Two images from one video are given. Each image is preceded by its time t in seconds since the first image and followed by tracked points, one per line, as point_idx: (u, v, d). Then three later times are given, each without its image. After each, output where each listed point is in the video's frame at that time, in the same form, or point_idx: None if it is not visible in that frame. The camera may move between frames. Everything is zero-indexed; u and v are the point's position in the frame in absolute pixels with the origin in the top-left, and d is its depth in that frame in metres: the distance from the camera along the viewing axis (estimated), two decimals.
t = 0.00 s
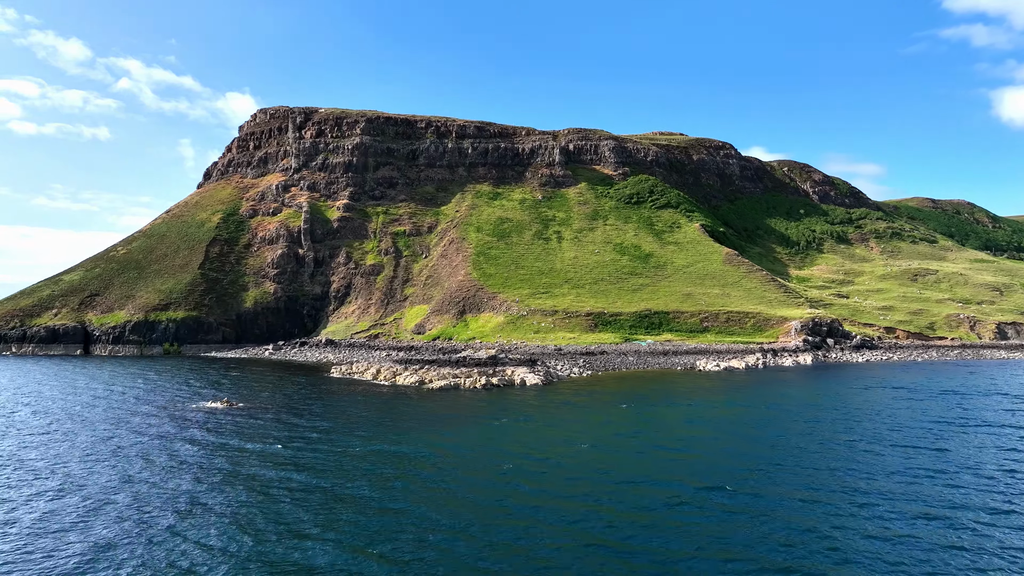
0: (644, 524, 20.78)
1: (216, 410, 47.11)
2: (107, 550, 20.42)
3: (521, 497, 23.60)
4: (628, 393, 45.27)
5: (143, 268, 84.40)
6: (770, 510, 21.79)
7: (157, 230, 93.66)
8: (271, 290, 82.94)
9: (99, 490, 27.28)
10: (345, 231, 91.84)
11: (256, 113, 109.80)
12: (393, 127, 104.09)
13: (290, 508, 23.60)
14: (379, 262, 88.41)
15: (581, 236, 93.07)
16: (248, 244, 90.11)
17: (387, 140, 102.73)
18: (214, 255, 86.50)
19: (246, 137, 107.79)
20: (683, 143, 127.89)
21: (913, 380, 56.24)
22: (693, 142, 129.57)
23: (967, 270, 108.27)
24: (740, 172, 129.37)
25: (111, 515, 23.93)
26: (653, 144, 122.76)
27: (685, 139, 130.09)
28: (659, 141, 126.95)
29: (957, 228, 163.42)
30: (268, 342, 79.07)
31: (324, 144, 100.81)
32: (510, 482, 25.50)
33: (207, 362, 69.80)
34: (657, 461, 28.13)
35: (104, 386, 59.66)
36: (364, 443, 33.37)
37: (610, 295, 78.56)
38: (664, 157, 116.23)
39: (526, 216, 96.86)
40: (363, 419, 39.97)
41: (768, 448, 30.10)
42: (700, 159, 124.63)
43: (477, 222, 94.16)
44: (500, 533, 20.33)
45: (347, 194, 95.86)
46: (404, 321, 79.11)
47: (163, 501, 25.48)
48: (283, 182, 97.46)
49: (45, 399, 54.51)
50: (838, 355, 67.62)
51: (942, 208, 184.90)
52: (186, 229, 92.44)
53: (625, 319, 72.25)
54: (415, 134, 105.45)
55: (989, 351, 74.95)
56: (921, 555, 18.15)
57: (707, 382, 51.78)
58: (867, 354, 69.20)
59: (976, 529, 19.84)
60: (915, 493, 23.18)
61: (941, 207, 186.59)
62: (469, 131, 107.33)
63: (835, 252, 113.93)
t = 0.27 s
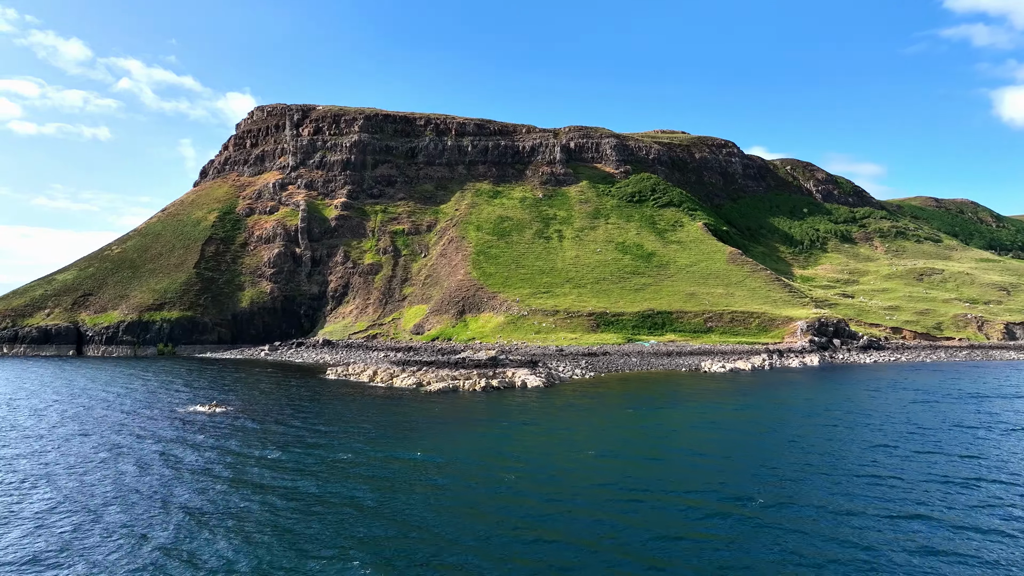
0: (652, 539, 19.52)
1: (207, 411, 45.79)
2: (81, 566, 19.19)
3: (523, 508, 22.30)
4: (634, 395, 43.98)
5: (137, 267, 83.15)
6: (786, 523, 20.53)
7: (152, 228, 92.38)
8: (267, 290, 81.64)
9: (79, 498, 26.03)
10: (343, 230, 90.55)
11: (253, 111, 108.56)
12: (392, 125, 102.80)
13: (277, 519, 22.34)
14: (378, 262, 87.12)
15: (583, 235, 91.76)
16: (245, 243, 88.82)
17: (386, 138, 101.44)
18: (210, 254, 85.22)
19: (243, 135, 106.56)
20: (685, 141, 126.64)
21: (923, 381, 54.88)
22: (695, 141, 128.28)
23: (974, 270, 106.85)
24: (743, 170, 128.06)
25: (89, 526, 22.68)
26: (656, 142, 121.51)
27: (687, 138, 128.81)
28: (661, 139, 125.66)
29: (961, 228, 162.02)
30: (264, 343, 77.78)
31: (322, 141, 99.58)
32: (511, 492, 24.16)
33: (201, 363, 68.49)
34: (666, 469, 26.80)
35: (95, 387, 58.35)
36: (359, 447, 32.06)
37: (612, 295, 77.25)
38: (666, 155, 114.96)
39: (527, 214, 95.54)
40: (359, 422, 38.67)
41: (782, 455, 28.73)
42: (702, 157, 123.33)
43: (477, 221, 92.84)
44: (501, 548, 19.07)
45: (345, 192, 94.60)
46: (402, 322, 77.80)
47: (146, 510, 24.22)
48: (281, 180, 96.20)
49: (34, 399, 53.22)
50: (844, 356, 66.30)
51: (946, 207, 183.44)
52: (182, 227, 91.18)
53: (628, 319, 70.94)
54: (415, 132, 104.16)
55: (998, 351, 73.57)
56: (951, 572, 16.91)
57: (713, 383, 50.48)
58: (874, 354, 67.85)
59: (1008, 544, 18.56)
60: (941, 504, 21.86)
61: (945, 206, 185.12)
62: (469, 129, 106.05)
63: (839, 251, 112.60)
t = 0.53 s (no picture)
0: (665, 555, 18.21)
1: (199, 413, 44.40)
2: None
3: (526, 522, 20.88)
4: (639, 398, 42.63)
5: (132, 267, 81.85)
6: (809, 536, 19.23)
7: (147, 227, 91.10)
8: (264, 289, 80.33)
9: (57, 505, 24.68)
10: (341, 229, 89.25)
11: (250, 108, 107.32)
12: (391, 122, 101.52)
13: (266, 532, 20.99)
14: (376, 261, 85.82)
15: (584, 234, 90.45)
16: (241, 242, 87.51)
17: (385, 136, 100.17)
18: (205, 253, 83.92)
19: (239, 133, 105.32)
20: (687, 139, 125.28)
21: (935, 382, 53.48)
22: (697, 139, 126.97)
23: (980, 269, 105.48)
24: (745, 169, 126.75)
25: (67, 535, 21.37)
26: (657, 140, 120.19)
27: (689, 136, 127.55)
28: (662, 137, 124.35)
29: (965, 226, 160.73)
30: (260, 343, 76.45)
31: (320, 139, 98.34)
32: (514, 504, 22.71)
33: (196, 364, 67.16)
34: (678, 478, 25.31)
35: (86, 388, 57.01)
36: (354, 452, 30.69)
37: (614, 294, 75.94)
38: (668, 153, 113.67)
39: (527, 213, 94.23)
40: (354, 426, 37.29)
41: (799, 462, 27.28)
42: (705, 155, 122.03)
43: (476, 219, 91.54)
44: (503, 567, 17.68)
45: (343, 191, 93.32)
46: (401, 321, 76.48)
47: (128, 518, 22.91)
48: (278, 178, 94.91)
49: (22, 401, 51.76)
50: (852, 356, 64.91)
51: (949, 206, 182.08)
52: (177, 226, 89.85)
53: (630, 319, 69.62)
54: (414, 130, 102.89)
55: (1008, 352, 72.19)
56: None
57: (719, 384, 49.19)
58: (882, 355, 66.44)
59: None
60: (973, 517, 20.52)
61: (948, 205, 183.71)
62: (469, 126, 104.76)
63: (843, 250, 111.25)
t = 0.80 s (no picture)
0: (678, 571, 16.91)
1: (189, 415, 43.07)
2: None
3: (526, 533, 19.58)
4: (643, 400, 41.36)
5: (126, 266, 80.56)
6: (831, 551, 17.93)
7: (142, 226, 89.82)
8: (260, 288, 79.02)
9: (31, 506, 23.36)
10: (338, 227, 87.95)
11: (247, 106, 106.00)
12: (389, 119, 100.21)
13: (248, 540, 19.68)
14: (374, 260, 84.49)
15: (585, 233, 89.11)
16: (237, 241, 86.22)
17: (383, 133, 98.85)
18: (200, 251, 82.63)
19: (236, 130, 104.01)
20: (689, 137, 123.89)
21: (946, 383, 52.12)
22: (700, 137, 125.62)
23: (986, 269, 104.01)
24: (748, 167, 125.38)
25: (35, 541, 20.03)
26: (660, 138, 118.86)
27: (691, 134, 126.21)
28: (664, 136, 123.00)
29: (969, 226, 159.29)
30: (256, 343, 75.13)
31: (317, 136, 97.03)
32: (514, 513, 21.40)
33: (190, 364, 65.89)
34: (688, 486, 23.98)
35: (76, 389, 55.70)
36: (347, 457, 29.42)
37: (616, 294, 74.60)
38: (671, 151, 112.32)
39: (528, 211, 92.90)
40: (348, 429, 36.01)
41: (815, 469, 25.94)
42: (707, 153, 120.65)
43: (476, 217, 90.23)
44: None
45: (341, 189, 92.03)
46: (399, 322, 75.16)
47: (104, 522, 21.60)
48: (274, 176, 93.63)
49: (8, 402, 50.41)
50: (859, 357, 63.55)
51: (953, 206, 180.58)
52: (173, 225, 88.63)
53: (633, 319, 68.30)
54: (413, 127, 101.58)
55: (1018, 352, 70.78)
56: None
57: (724, 386, 47.86)
58: (890, 355, 65.06)
59: None
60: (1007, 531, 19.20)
61: (952, 205, 182.25)
62: (468, 123, 103.43)
63: (847, 249, 109.85)
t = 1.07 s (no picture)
0: None
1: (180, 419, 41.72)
2: None
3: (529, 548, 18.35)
4: (649, 403, 40.11)
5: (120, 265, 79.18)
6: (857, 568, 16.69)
7: (137, 224, 88.47)
8: (257, 288, 77.71)
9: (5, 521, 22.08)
10: (336, 226, 86.66)
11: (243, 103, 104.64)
12: (388, 116, 98.91)
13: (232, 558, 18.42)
14: (372, 259, 83.20)
15: (587, 231, 87.76)
16: (233, 240, 84.91)
17: (381, 130, 97.55)
18: (196, 251, 81.29)
19: (232, 128, 102.64)
20: (691, 135, 122.60)
21: (958, 385, 50.83)
22: (702, 135, 124.30)
23: (993, 267, 102.63)
24: (751, 165, 124.00)
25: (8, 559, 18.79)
26: (662, 136, 117.49)
27: (694, 132, 124.83)
28: (666, 133, 121.65)
29: (973, 225, 157.90)
30: (252, 344, 73.82)
31: (315, 134, 95.71)
32: (516, 528, 20.01)
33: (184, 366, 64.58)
34: (702, 496, 22.55)
35: (66, 391, 54.33)
36: (341, 463, 28.08)
37: (619, 293, 73.26)
38: (673, 149, 110.99)
39: (528, 209, 91.56)
40: (343, 434, 34.74)
41: (834, 476, 24.47)
42: (710, 151, 119.34)
43: (476, 216, 88.93)
44: None
45: (339, 187, 90.71)
46: (398, 322, 73.88)
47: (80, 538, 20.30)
48: (271, 174, 92.31)
49: None
50: (867, 358, 62.20)
51: (957, 204, 179.13)
52: (168, 223, 87.28)
53: (636, 319, 66.99)
54: (411, 125, 100.26)
55: None
56: None
57: (731, 388, 46.58)
58: (899, 356, 63.73)
59: None
60: None
61: (956, 204, 180.82)
62: (468, 121, 102.10)
63: (852, 248, 108.48)
